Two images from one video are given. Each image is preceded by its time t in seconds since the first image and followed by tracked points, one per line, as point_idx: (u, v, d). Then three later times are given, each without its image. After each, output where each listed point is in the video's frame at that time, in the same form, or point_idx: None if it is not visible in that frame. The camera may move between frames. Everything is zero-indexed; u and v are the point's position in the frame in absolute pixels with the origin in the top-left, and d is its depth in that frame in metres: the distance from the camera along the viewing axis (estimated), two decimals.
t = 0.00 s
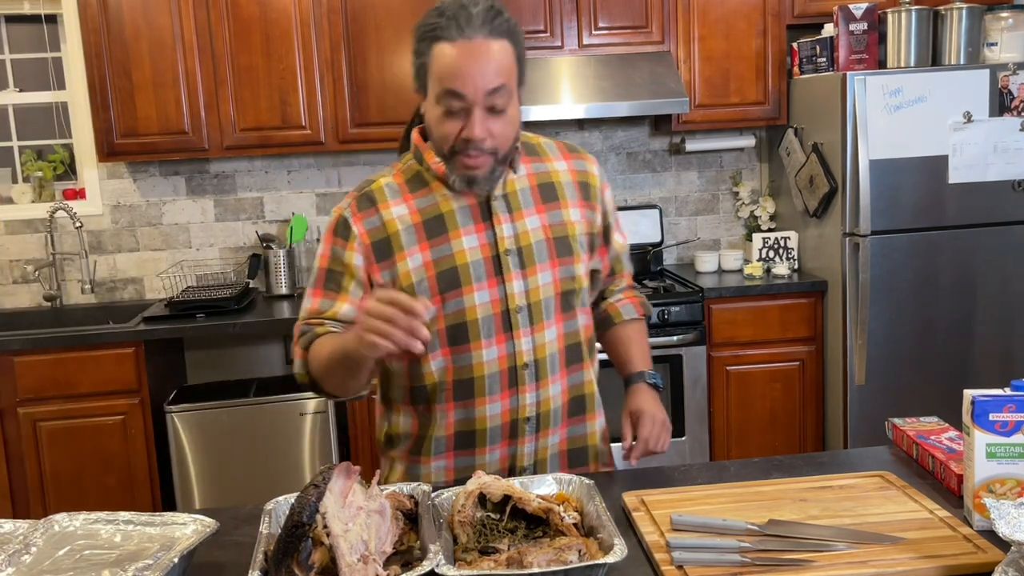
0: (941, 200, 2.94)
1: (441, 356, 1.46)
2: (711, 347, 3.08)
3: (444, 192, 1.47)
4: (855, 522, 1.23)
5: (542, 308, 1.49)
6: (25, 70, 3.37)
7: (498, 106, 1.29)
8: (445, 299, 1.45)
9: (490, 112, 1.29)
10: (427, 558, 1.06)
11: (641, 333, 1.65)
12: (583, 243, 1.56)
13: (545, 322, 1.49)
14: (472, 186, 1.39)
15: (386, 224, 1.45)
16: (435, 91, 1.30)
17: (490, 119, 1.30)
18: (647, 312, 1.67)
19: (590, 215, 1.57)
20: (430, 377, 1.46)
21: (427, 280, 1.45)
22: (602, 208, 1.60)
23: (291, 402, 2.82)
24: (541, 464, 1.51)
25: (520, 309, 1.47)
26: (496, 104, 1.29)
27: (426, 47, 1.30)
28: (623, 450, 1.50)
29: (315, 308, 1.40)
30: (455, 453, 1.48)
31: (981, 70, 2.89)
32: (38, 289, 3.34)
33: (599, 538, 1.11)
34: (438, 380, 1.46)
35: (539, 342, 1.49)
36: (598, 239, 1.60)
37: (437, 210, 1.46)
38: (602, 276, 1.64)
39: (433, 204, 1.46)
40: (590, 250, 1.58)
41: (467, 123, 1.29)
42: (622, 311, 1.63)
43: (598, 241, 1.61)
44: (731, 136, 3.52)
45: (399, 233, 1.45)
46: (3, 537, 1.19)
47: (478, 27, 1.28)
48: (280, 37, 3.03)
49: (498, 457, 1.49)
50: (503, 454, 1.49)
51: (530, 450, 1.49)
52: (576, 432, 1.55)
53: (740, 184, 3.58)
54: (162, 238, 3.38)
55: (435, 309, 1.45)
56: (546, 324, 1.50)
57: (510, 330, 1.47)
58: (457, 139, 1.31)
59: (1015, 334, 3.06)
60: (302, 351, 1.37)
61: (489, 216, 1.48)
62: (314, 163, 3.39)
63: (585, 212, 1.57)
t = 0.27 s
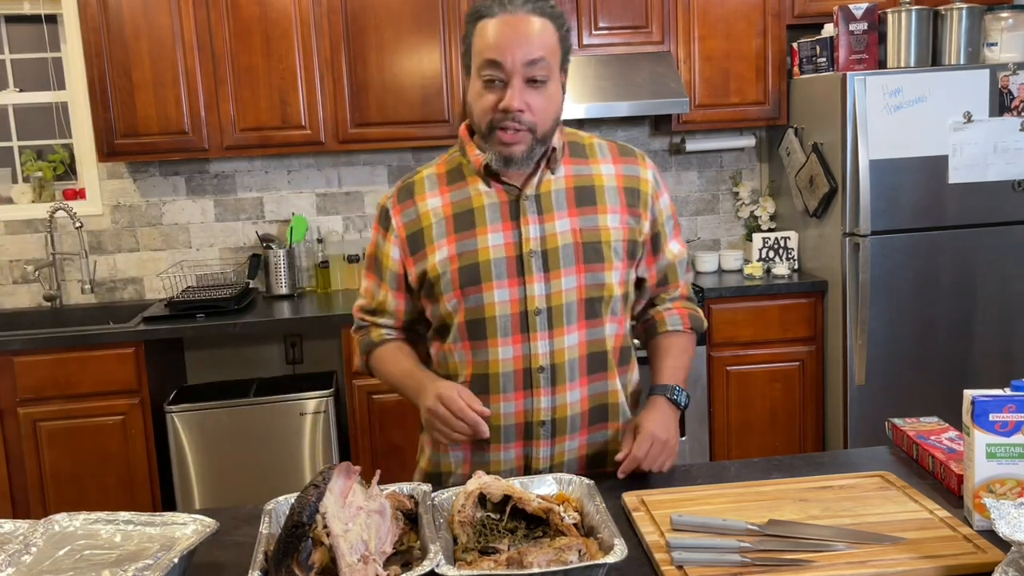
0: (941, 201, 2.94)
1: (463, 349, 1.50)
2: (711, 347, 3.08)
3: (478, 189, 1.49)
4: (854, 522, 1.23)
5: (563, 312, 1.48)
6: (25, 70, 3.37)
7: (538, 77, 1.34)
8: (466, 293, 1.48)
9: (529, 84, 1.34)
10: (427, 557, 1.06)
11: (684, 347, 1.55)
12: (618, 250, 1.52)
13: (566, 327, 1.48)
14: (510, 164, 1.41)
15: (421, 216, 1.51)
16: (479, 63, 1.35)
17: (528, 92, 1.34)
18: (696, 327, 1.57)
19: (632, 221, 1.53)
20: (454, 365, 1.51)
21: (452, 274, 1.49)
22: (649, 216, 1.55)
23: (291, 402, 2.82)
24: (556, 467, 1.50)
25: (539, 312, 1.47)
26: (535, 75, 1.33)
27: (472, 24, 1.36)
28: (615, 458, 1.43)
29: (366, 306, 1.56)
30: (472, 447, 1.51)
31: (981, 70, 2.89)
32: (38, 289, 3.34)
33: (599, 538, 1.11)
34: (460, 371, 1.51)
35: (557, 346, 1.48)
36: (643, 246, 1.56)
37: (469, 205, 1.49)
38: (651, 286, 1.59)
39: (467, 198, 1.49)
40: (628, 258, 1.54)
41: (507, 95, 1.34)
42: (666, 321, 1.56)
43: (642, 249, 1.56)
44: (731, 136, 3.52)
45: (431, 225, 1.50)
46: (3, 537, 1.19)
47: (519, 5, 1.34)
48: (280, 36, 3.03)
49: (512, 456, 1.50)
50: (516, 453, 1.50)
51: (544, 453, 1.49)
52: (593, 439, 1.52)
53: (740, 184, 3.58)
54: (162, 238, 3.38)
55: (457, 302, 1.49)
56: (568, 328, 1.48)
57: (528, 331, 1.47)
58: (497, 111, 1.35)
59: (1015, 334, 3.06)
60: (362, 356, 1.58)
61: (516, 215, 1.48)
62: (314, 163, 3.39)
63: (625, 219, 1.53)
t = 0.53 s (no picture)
0: (941, 201, 2.94)
1: (466, 342, 1.52)
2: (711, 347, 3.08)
3: (487, 185, 1.52)
4: (854, 522, 1.23)
5: (561, 313, 1.48)
6: (25, 70, 3.37)
7: (523, 100, 1.30)
8: (468, 287, 1.51)
9: (515, 105, 1.30)
10: (427, 557, 1.06)
11: (694, 357, 1.49)
12: (622, 253, 1.49)
13: (563, 328, 1.48)
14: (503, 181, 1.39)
15: (436, 208, 1.55)
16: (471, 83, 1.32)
17: (514, 114, 1.31)
18: (710, 338, 1.51)
19: (642, 224, 1.50)
20: (459, 356, 1.55)
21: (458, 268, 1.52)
22: (663, 220, 1.51)
23: (291, 402, 2.82)
24: (555, 467, 1.50)
25: (536, 311, 1.48)
26: (521, 97, 1.30)
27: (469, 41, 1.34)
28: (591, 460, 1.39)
29: (392, 292, 1.64)
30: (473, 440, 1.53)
31: (981, 70, 2.89)
32: (37, 289, 3.34)
33: (599, 538, 1.11)
34: (464, 363, 1.53)
35: (553, 347, 1.48)
36: (655, 250, 1.52)
37: (477, 200, 1.52)
38: (666, 292, 1.54)
39: (477, 193, 1.52)
40: (635, 262, 1.50)
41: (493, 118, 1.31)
42: (678, 328, 1.51)
43: (655, 253, 1.52)
44: (731, 136, 3.52)
45: (443, 218, 1.54)
46: (3, 537, 1.19)
47: (510, 23, 1.30)
48: (280, 37, 3.03)
49: (509, 453, 1.51)
50: (514, 450, 1.51)
51: (541, 452, 1.49)
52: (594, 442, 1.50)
53: (740, 184, 3.58)
54: (162, 238, 3.38)
55: (460, 295, 1.52)
56: (566, 329, 1.48)
57: (524, 329, 1.49)
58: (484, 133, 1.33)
59: (1015, 334, 3.06)
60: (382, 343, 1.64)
61: (518, 214, 1.50)
62: (314, 163, 3.39)
63: (635, 221, 1.50)
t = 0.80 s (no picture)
0: (941, 201, 2.94)
1: (459, 343, 1.53)
2: (711, 347, 3.08)
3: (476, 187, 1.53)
4: (854, 522, 1.23)
5: (551, 314, 1.48)
6: (25, 70, 3.37)
7: (501, 113, 1.30)
8: (459, 288, 1.52)
9: (494, 119, 1.31)
10: (427, 557, 1.06)
11: (681, 356, 1.49)
12: (612, 255, 1.48)
13: (552, 329, 1.48)
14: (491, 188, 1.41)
15: (428, 210, 1.58)
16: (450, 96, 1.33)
17: (493, 127, 1.31)
18: (698, 338, 1.50)
19: (631, 226, 1.49)
20: (451, 357, 1.56)
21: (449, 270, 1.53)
22: (652, 221, 1.50)
23: (291, 402, 2.82)
24: (552, 465, 1.49)
25: (525, 312, 1.48)
26: (499, 110, 1.30)
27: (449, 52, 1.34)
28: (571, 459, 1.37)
29: (392, 285, 1.70)
30: (469, 442, 1.53)
31: (981, 70, 2.89)
32: (38, 289, 3.34)
33: (599, 538, 1.11)
34: (457, 363, 1.54)
35: (543, 348, 1.48)
36: (646, 251, 1.51)
37: (467, 202, 1.53)
38: (656, 292, 1.53)
39: (467, 195, 1.54)
40: (626, 263, 1.49)
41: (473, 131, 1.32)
42: (667, 328, 1.50)
43: (646, 254, 1.51)
44: (731, 136, 3.52)
45: (435, 220, 1.56)
46: (3, 537, 1.19)
47: (485, 35, 1.29)
48: (280, 37, 3.03)
49: (504, 454, 1.50)
50: (508, 451, 1.50)
51: (535, 452, 1.49)
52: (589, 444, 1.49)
53: (740, 184, 3.58)
54: (162, 238, 3.38)
55: (452, 296, 1.53)
56: (556, 330, 1.48)
57: (514, 331, 1.49)
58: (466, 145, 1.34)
59: (1015, 334, 3.06)
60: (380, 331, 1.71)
61: (507, 215, 1.50)
62: (314, 163, 3.39)
63: (624, 223, 1.49)
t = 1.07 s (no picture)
0: (941, 201, 2.94)
1: (444, 346, 1.52)
2: (711, 347, 3.08)
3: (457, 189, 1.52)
4: (854, 522, 1.23)
5: (539, 313, 1.48)
6: (25, 70, 3.37)
7: (473, 117, 1.30)
8: (445, 291, 1.51)
9: (466, 123, 1.30)
10: (427, 557, 1.06)
11: (665, 348, 1.51)
12: (597, 252, 1.50)
13: (541, 328, 1.48)
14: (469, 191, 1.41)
15: (408, 215, 1.55)
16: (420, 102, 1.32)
17: (466, 132, 1.31)
18: (681, 329, 1.53)
19: (614, 223, 1.51)
20: (436, 361, 1.54)
21: (432, 273, 1.52)
22: (634, 217, 1.53)
23: (291, 402, 2.82)
24: (540, 467, 1.49)
25: (514, 312, 1.48)
26: (470, 114, 1.29)
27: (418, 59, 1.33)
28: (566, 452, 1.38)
29: (364, 296, 1.66)
30: (455, 445, 1.52)
31: (981, 70, 2.89)
32: (38, 289, 3.34)
33: (599, 538, 1.11)
34: (442, 367, 1.53)
35: (531, 347, 1.48)
36: (628, 247, 1.54)
37: (449, 205, 1.52)
38: (638, 287, 1.57)
39: (448, 198, 1.52)
40: (610, 260, 1.51)
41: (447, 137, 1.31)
42: (650, 320, 1.53)
43: (628, 250, 1.54)
44: (731, 136, 3.52)
45: (416, 225, 1.54)
46: (3, 537, 1.19)
47: (451, 39, 1.28)
48: (280, 37, 3.03)
49: (492, 456, 1.50)
50: (497, 453, 1.50)
51: (524, 452, 1.49)
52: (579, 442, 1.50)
53: (740, 184, 3.58)
54: (162, 238, 3.38)
55: (437, 300, 1.52)
56: (543, 329, 1.48)
57: (502, 331, 1.48)
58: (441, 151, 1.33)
59: (1015, 334, 3.06)
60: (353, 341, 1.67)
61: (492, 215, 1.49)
62: (314, 163, 3.39)
63: (607, 220, 1.51)
